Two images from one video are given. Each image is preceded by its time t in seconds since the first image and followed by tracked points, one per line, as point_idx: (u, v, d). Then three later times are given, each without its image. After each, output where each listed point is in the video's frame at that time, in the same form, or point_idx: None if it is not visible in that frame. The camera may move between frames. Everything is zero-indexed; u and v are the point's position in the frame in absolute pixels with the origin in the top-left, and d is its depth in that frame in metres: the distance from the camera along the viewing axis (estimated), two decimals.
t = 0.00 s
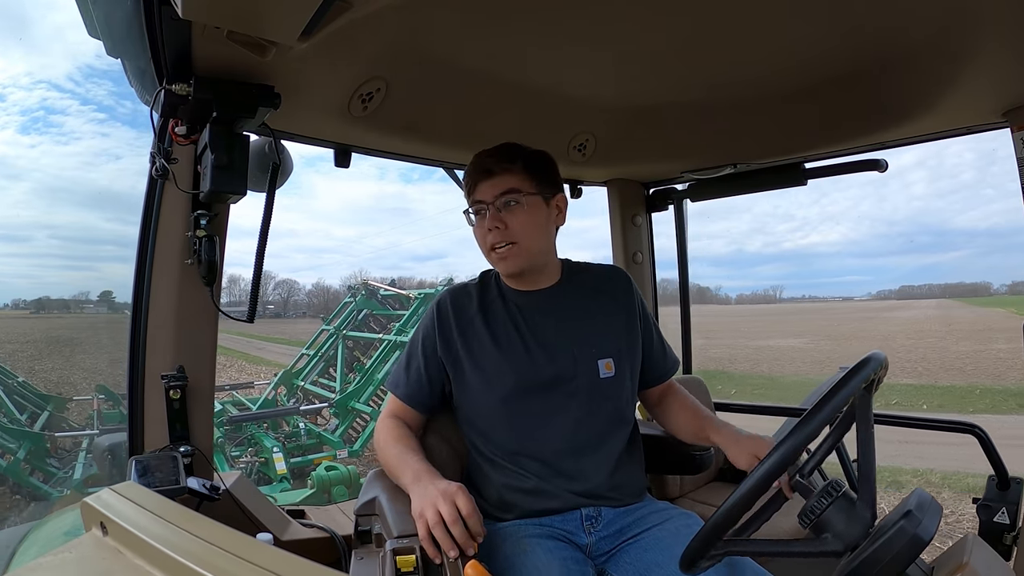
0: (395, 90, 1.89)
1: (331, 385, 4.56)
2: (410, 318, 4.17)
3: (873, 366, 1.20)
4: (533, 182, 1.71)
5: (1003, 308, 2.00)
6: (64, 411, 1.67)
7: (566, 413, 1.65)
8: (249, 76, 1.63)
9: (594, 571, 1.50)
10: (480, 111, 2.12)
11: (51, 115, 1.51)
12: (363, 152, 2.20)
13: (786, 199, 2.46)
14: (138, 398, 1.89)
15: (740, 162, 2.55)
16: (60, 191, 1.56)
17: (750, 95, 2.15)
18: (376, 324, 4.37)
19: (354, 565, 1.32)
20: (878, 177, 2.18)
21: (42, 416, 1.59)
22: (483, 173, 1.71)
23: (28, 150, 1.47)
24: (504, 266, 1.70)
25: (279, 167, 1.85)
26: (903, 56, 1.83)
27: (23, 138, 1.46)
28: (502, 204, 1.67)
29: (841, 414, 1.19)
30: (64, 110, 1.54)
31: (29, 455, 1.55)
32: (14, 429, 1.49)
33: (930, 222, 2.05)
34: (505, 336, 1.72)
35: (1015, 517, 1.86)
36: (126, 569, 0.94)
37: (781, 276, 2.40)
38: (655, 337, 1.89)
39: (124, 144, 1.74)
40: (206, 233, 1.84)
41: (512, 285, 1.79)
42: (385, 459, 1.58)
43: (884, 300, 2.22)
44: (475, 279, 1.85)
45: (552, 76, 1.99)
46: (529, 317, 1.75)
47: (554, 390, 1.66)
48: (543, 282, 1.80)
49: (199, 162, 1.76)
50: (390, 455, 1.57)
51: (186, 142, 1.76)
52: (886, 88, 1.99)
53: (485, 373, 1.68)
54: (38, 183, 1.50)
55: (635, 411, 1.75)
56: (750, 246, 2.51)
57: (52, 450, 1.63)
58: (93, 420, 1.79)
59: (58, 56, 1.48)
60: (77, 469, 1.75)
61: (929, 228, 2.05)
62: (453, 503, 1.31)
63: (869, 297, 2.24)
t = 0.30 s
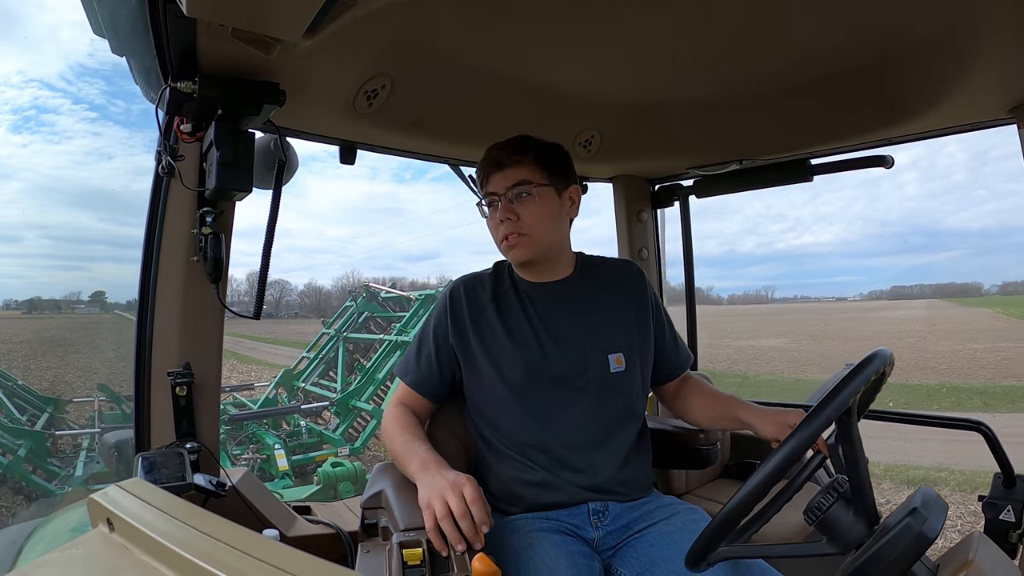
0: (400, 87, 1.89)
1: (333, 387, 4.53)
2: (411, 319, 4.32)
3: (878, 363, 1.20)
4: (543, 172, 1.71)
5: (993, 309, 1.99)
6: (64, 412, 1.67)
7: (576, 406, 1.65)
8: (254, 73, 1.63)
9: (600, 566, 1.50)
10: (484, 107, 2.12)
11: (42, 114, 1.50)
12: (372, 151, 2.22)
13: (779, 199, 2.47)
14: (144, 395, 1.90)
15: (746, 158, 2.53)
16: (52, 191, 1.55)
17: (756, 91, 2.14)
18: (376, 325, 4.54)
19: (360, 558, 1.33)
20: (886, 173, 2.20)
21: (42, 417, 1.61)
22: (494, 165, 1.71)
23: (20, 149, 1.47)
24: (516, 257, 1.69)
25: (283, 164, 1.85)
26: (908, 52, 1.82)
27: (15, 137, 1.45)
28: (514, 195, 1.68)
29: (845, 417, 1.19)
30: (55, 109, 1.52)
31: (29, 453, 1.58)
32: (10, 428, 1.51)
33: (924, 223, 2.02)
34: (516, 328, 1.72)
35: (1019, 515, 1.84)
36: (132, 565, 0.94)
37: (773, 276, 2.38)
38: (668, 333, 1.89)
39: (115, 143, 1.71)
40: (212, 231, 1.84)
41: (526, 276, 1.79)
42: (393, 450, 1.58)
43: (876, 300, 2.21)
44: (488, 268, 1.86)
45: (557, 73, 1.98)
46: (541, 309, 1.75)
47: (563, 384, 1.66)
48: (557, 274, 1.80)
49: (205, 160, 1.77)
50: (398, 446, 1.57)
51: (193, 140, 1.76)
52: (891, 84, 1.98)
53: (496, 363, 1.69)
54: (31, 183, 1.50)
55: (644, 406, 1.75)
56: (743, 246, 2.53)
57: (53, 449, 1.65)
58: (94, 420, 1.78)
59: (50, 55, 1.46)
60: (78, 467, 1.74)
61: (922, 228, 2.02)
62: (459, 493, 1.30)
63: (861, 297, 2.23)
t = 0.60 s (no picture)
0: (405, 88, 1.89)
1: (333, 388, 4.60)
2: (413, 322, 4.38)
3: (885, 363, 1.20)
4: (567, 171, 1.71)
5: (979, 309, 2.01)
6: (63, 412, 1.64)
7: (590, 412, 1.65)
8: (260, 75, 1.64)
9: (606, 567, 1.50)
10: (489, 108, 2.12)
11: (33, 113, 1.43)
12: (376, 151, 2.21)
13: (771, 201, 2.49)
14: (152, 396, 1.91)
15: (751, 156, 2.55)
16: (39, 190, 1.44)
17: (761, 90, 2.14)
18: (376, 327, 4.57)
19: (367, 561, 1.32)
20: (891, 171, 2.18)
21: (41, 416, 1.57)
22: (517, 161, 1.70)
23: (9, 148, 1.37)
24: (536, 256, 1.69)
25: (289, 166, 1.85)
26: (914, 51, 1.81)
27: (3, 136, 1.35)
28: (536, 193, 1.68)
29: (854, 415, 1.19)
30: (46, 107, 1.46)
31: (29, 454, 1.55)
32: (13, 430, 1.47)
33: (913, 224, 2.02)
34: (532, 331, 1.72)
35: None
36: (139, 567, 0.94)
37: (764, 277, 2.40)
38: (685, 338, 1.88)
39: (106, 143, 1.63)
40: (219, 233, 1.85)
41: (545, 277, 1.79)
42: (404, 451, 1.58)
43: (866, 300, 2.21)
44: (503, 268, 1.86)
45: (562, 73, 1.98)
46: (556, 313, 1.75)
47: (578, 390, 1.66)
48: (575, 275, 1.79)
49: (212, 161, 1.76)
50: (408, 448, 1.57)
51: (199, 142, 1.78)
52: (897, 83, 1.98)
53: (511, 367, 1.68)
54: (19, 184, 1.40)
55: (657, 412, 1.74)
56: (734, 247, 2.53)
57: (51, 450, 1.63)
58: (94, 421, 1.75)
59: (42, 54, 1.41)
60: (77, 467, 1.72)
61: (912, 229, 2.02)
62: (467, 503, 1.30)
63: (851, 297, 2.22)
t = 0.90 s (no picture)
0: (413, 91, 1.89)
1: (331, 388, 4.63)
2: (412, 325, 4.49)
3: (892, 368, 1.19)
4: (570, 173, 1.71)
5: (964, 309, 2.06)
6: (59, 414, 1.60)
7: (592, 423, 1.65)
8: (268, 78, 1.64)
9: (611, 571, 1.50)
10: (496, 111, 2.12)
11: (20, 111, 1.41)
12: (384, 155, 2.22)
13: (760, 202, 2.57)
14: (159, 397, 1.91)
15: (759, 160, 2.53)
16: (29, 189, 1.43)
17: (768, 94, 2.14)
18: (375, 329, 4.62)
19: (373, 562, 1.34)
20: (899, 175, 2.16)
21: (36, 420, 1.54)
22: (522, 162, 1.70)
23: None
24: (539, 260, 1.69)
25: (297, 169, 1.86)
26: (922, 54, 1.81)
27: None
28: (539, 196, 1.68)
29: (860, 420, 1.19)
30: (35, 106, 1.43)
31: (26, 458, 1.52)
32: (9, 434, 1.45)
33: (901, 224, 2.07)
34: (533, 341, 1.72)
35: None
36: (145, 567, 0.95)
37: (753, 277, 2.50)
38: (690, 346, 1.87)
39: (95, 142, 1.59)
40: (227, 235, 1.86)
41: (546, 283, 1.79)
42: (403, 459, 1.58)
43: (853, 300, 2.25)
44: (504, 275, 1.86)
45: (568, 77, 1.99)
46: (558, 322, 1.74)
47: (580, 401, 1.66)
48: (579, 282, 1.79)
49: (219, 164, 1.78)
50: (408, 455, 1.57)
51: (207, 145, 1.78)
52: (904, 86, 1.97)
53: (512, 378, 1.68)
54: (11, 182, 1.39)
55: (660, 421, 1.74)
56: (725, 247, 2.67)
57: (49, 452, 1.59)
58: (90, 421, 1.69)
59: (29, 51, 1.39)
60: (75, 471, 1.69)
61: (900, 230, 2.08)
62: (473, 513, 1.29)
63: (840, 298, 2.27)
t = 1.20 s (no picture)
0: (417, 90, 1.90)
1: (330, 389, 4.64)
2: (411, 326, 4.51)
3: (896, 368, 1.19)
4: (575, 171, 1.72)
5: (948, 309, 2.09)
6: (57, 416, 1.59)
7: (596, 417, 1.65)
8: (271, 77, 1.65)
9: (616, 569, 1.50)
10: (500, 109, 2.12)
11: (8, 110, 1.37)
12: (387, 154, 2.22)
13: (748, 203, 2.61)
14: (163, 395, 1.92)
15: (763, 160, 2.52)
16: (19, 188, 1.40)
17: (772, 93, 2.13)
18: (373, 332, 4.67)
19: (375, 559, 1.30)
20: (904, 174, 2.16)
21: (35, 420, 1.52)
22: (526, 161, 1.70)
23: None
24: (543, 258, 1.69)
25: (301, 167, 1.85)
26: (928, 53, 1.80)
27: None
28: (544, 193, 1.67)
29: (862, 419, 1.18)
30: (22, 104, 1.40)
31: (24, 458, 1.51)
32: (6, 435, 1.44)
33: (889, 224, 2.10)
34: (537, 336, 1.72)
35: None
36: (150, 566, 0.94)
37: (740, 277, 2.58)
38: (693, 342, 1.87)
39: (82, 140, 1.56)
40: (231, 233, 1.86)
41: (550, 280, 1.79)
42: (409, 456, 1.58)
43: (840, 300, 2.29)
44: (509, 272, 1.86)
45: (572, 76, 1.99)
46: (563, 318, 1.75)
47: (584, 395, 1.66)
48: (583, 279, 1.79)
49: (223, 162, 1.78)
50: (414, 452, 1.57)
51: (212, 144, 1.76)
52: (909, 86, 1.97)
53: (516, 373, 1.68)
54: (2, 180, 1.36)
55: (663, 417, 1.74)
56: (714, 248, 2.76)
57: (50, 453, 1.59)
58: (88, 422, 1.71)
59: (16, 47, 1.37)
60: (73, 469, 1.69)
61: (887, 230, 2.10)
62: (481, 509, 1.31)
63: (828, 298, 2.30)
